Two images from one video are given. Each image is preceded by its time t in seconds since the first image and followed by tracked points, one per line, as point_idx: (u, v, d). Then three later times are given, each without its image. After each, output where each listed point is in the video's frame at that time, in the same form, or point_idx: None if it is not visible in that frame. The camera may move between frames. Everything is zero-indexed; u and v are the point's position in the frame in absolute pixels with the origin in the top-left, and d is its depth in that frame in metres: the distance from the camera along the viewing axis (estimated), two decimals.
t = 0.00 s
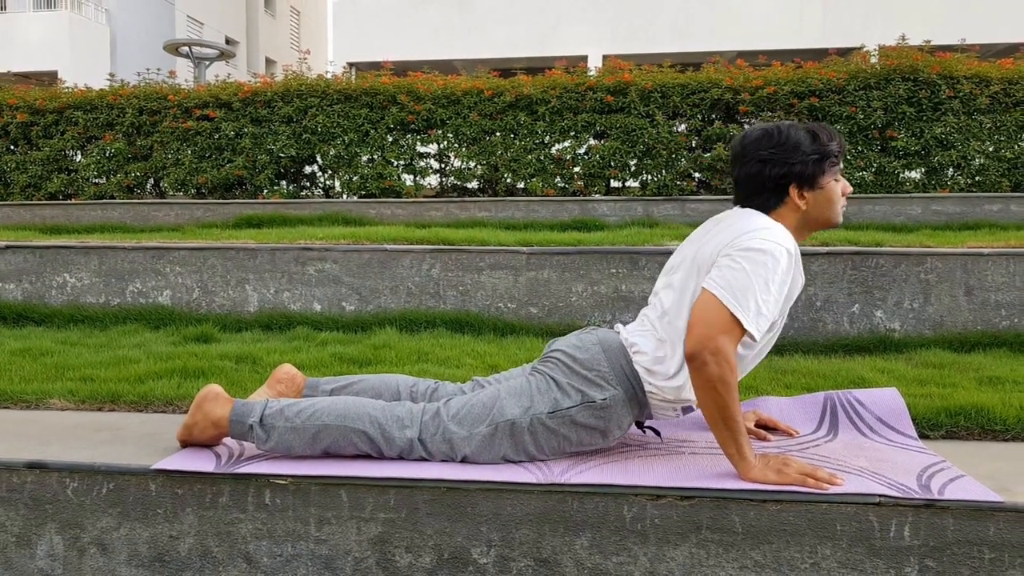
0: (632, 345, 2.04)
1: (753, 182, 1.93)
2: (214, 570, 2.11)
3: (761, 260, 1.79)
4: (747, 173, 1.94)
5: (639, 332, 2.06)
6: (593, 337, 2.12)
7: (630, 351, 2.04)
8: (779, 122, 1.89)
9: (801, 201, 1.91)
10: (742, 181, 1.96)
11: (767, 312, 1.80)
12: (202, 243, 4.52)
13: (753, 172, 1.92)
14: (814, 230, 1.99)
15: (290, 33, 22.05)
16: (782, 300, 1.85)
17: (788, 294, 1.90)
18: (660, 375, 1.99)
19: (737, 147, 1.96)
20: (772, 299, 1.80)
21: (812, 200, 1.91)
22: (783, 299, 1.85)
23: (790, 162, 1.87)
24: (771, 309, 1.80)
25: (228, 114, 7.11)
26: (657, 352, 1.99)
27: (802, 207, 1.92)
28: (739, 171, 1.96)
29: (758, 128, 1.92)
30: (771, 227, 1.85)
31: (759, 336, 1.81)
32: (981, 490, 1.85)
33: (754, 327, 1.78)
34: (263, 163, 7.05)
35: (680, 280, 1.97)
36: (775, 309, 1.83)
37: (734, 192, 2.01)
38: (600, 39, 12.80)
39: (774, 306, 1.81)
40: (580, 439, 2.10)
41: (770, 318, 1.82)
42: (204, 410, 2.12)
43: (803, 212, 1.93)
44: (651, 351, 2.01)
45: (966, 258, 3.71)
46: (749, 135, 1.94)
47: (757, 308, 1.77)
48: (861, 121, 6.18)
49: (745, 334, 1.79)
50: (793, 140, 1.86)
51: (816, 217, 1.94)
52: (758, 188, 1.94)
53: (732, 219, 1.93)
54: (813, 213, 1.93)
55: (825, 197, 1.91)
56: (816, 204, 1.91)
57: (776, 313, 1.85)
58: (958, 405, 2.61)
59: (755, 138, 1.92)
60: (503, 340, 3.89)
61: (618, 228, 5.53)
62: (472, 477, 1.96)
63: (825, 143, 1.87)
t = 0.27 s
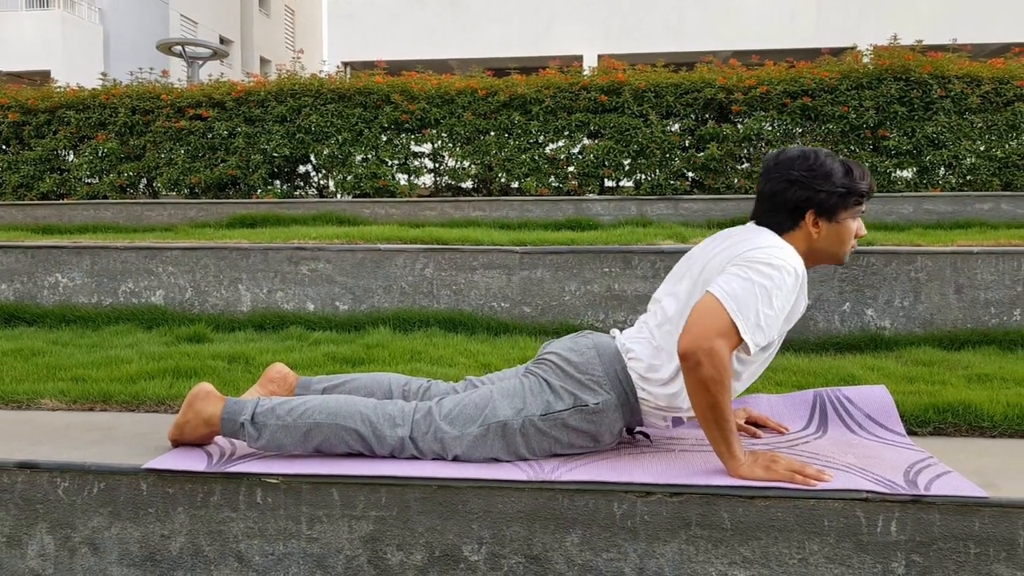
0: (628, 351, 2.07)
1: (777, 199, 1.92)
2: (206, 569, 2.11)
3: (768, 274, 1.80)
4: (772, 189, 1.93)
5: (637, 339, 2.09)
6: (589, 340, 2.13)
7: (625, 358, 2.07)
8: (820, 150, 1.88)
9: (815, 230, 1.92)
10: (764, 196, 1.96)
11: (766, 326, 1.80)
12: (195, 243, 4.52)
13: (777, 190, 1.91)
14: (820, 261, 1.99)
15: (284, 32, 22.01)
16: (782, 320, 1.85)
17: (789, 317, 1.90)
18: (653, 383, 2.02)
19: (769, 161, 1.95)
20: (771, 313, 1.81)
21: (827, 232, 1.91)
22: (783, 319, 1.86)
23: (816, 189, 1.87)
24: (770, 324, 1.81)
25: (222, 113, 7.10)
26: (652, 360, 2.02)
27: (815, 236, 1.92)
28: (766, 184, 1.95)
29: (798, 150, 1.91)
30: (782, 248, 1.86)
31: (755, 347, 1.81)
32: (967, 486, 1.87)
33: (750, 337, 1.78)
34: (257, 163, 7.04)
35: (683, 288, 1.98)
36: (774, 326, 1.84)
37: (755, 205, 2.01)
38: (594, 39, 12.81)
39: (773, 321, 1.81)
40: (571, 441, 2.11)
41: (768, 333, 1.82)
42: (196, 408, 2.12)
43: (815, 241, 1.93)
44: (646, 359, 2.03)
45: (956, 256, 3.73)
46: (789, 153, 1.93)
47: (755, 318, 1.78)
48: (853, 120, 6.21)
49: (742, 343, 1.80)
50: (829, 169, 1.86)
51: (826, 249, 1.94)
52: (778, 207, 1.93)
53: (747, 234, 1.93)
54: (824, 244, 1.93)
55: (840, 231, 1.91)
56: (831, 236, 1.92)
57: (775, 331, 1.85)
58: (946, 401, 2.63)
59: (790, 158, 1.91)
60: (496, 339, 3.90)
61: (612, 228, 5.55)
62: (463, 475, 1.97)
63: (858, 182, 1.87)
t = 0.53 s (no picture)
0: (620, 354, 2.07)
1: (795, 220, 1.92)
2: (195, 569, 2.11)
3: (769, 288, 1.81)
4: (794, 209, 1.92)
5: (630, 343, 2.08)
6: (581, 342, 2.15)
7: (617, 361, 2.08)
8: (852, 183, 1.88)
9: (823, 259, 1.92)
10: (784, 214, 1.95)
11: (761, 337, 1.81)
12: (183, 243, 4.50)
13: (799, 212, 1.91)
14: (819, 290, 2.00)
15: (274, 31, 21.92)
16: (778, 339, 1.86)
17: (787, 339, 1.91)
18: (643, 387, 2.03)
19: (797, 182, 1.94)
20: (767, 327, 1.81)
21: (835, 264, 1.92)
22: (780, 339, 1.86)
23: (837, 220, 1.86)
24: (764, 337, 1.81)
25: (211, 112, 7.07)
26: (643, 365, 2.02)
27: (821, 265, 1.93)
28: (790, 203, 1.94)
29: (830, 179, 1.91)
30: (788, 268, 1.87)
31: (747, 357, 1.82)
32: (951, 478, 1.90)
33: (741, 345, 1.79)
34: (247, 162, 7.02)
35: (684, 295, 1.99)
36: (769, 341, 1.84)
37: (771, 221, 2.00)
38: (585, 37, 12.82)
39: (768, 336, 1.82)
40: (559, 442, 2.12)
41: (761, 347, 1.82)
42: (184, 407, 2.12)
43: (820, 270, 1.94)
44: (638, 363, 2.03)
45: (942, 251, 3.76)
46: (820, 179, 1.92)
47: (749, 327, 1.79)
48: (842, 116, 6.25)
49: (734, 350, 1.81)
50: (857, 205, 1.86)
51: (828, 278, 1.95)
52: (794, 228, 1.93)
53: (757, 250, 1.93)
54: (827, 273, 1.94)
55: (846, 266, 1.92)
56: (837, 268, 1.93)
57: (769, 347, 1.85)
58: (932, 395, 2.65)
59: (820, 184, 1.90)
60: (487, 336, 3.90)
61: (602, 225, 5.56)
62: (451, 473, 1.98)
63: (879, 224, 1.87)
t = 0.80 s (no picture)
0: (614, 360, 2.08)
1: (812, 248, 1.91)
2: (184, 568, 2.10)
3: (767, 304, 1.82)
4: (814, 236, 1.92)
5: (625, 349, 2.09)
6: (575, 346, 2.15)
7: (610, 366, 2.09)
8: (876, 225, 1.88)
9: (829, 292, 1.93)
10: (802, 240, 1.94)
11: (752, 349, 1.81)
12: (173, 242, 4.48)
13: (819, 240, 1.90)
14: (815, 319, 2.01)
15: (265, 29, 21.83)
16: (771, 357, 1.86)
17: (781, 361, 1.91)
18: (634, 395, 2.04)
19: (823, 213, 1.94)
20: (761, 340, 1.82)
21: (838, 297, 1.93)
22: (773, 357, 1.86)
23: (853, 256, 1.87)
24: (757, 350, 1.81)
25: (201, 111, 7.04)
26: (637, 373, 2.03)
27: (825, 297, 1.93)
28: (811, 230, 1.93)
29: (857, 217, 1.91)
30: (790, 292, 1.87)
31: (737, 367, 1.82)
32: (937, 473, 1.91)
33: (732, 353, 1.79)
34: (237, 160, 6.99)
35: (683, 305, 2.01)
36: (761, 357, 1.84)
37: (786, 243, 2.00)
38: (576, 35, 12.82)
39: (761, 350, 1.82)
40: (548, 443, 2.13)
41: (753, 360, 1.82)
42: (173, 405, 2.12)
43: (822, 301, 1.95)
44: (631, 370, 2.04)
45: (930, 248, 3.78)
46: (847, 215, 1.92)
47: (742, 337, 1.79)
48: (831, 114, 6.27)
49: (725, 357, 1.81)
50: (877, 247, 1.87)
51: (828, 310, 1.96)
52: (808, 255, 1.93)
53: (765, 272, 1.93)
54: (828, 306, 1.94)
55: (848, 303, 1.93)
56: (840, 302, 1.94)
57: (761, 363, 1.85)
58: (920, 391, 2.67)
59: (846, 219, 1.90)
60: (477, 334, 3.90)
61: (593, 223, 5.56)
62: (441, 470, 1.98)
63: (893, 271, 1.89)
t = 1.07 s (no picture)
0: (609, 361, 2.10)
1: (822, 272, 1.91)
2: (178, 564, 2.10)
3: (768, 314, 1.82)
4: (825, 261, 1.91)
5: (621, 351, 2.10)
6: (570, 344, 2.16)
7: (605, 367, 2.11)
8: (889, 260, 1.88)
9: (831, 318, 1.93)
10: (813, 263, 1.94)
11: (747, 355, 1.81)
12: (166, 240, 4.47)
13: (829, 266, 1.90)
14: (812, 343, 2.01)
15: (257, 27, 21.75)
16: (765, 368, 1.85)
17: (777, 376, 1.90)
18: (626, 397, 2.06)
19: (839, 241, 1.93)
20: (755, 348, 1.81)
21: (839, 323, 1.93)
22: (767, 369, 1.85)
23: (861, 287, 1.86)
24: (752, 357, 1.81)
25: (192, 109, 7.01)
26: (630, 375, 2.05)
27: (826, 323, 1.93)
28: (824, 254, 1.93)
29: (872, 250, 1.91)
30: (792, 309, 1.87)
31: (729, 370, 1.82)
32: (926, 464, 1.92)
33: (725, 355, 1.80)
34: (229, 158, 6.98)
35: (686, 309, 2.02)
36: (755, 367, 1.83)
37: (796, 265, 1.99)
38: (568, 31, 12.81)
39: (755, 358, 1.82)
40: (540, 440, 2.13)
41: (746, 367, 1.82)
42: (167, 401, 2.12)
43: (823, 326, 1.94)
44: (625, 373, 2.06)
45: (921, 241, 3.80)
46: (863, 246, 1.92)
47: (737, 341, 1.79)
48: (822, 108, 6.28)
49: (718, 358, 1.81)
50: (888, 280, 1.86)
51: (826, 334, 1.96)
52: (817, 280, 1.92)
53: (771, 289, 1.94)
54: (828, 331, 1.95)
55: (848, 331, 1.93)
56: (840, 329, 1.93)
57: (754, 372, 1.85)
58: (910, 382, 2.68)
59: (860, 249, 1.90)
60: (470, 330, 3.90)
61: (586, 218, 5.56)
62: (433, 465, 1.98)
63: (898, 307, 1.88)
